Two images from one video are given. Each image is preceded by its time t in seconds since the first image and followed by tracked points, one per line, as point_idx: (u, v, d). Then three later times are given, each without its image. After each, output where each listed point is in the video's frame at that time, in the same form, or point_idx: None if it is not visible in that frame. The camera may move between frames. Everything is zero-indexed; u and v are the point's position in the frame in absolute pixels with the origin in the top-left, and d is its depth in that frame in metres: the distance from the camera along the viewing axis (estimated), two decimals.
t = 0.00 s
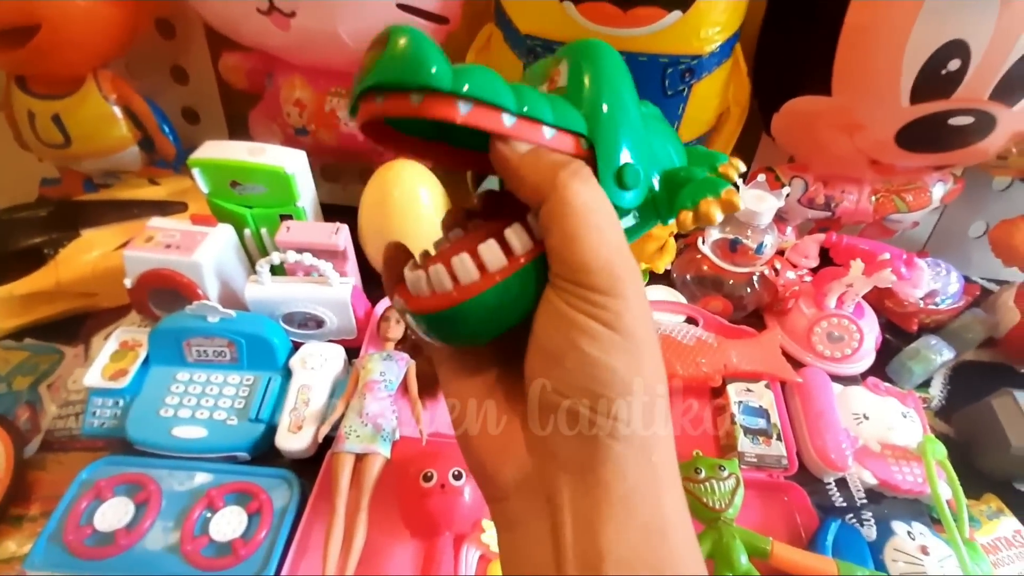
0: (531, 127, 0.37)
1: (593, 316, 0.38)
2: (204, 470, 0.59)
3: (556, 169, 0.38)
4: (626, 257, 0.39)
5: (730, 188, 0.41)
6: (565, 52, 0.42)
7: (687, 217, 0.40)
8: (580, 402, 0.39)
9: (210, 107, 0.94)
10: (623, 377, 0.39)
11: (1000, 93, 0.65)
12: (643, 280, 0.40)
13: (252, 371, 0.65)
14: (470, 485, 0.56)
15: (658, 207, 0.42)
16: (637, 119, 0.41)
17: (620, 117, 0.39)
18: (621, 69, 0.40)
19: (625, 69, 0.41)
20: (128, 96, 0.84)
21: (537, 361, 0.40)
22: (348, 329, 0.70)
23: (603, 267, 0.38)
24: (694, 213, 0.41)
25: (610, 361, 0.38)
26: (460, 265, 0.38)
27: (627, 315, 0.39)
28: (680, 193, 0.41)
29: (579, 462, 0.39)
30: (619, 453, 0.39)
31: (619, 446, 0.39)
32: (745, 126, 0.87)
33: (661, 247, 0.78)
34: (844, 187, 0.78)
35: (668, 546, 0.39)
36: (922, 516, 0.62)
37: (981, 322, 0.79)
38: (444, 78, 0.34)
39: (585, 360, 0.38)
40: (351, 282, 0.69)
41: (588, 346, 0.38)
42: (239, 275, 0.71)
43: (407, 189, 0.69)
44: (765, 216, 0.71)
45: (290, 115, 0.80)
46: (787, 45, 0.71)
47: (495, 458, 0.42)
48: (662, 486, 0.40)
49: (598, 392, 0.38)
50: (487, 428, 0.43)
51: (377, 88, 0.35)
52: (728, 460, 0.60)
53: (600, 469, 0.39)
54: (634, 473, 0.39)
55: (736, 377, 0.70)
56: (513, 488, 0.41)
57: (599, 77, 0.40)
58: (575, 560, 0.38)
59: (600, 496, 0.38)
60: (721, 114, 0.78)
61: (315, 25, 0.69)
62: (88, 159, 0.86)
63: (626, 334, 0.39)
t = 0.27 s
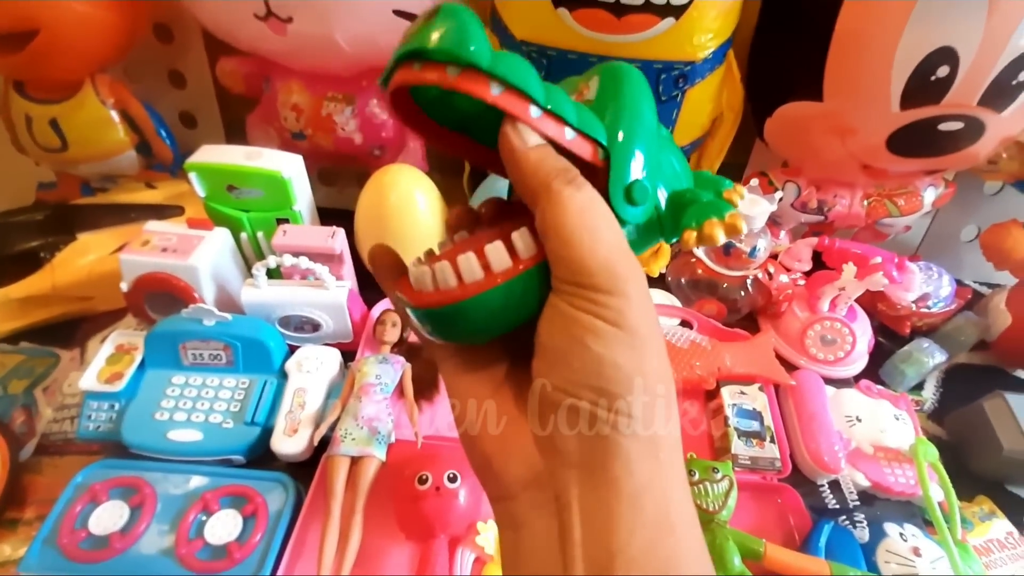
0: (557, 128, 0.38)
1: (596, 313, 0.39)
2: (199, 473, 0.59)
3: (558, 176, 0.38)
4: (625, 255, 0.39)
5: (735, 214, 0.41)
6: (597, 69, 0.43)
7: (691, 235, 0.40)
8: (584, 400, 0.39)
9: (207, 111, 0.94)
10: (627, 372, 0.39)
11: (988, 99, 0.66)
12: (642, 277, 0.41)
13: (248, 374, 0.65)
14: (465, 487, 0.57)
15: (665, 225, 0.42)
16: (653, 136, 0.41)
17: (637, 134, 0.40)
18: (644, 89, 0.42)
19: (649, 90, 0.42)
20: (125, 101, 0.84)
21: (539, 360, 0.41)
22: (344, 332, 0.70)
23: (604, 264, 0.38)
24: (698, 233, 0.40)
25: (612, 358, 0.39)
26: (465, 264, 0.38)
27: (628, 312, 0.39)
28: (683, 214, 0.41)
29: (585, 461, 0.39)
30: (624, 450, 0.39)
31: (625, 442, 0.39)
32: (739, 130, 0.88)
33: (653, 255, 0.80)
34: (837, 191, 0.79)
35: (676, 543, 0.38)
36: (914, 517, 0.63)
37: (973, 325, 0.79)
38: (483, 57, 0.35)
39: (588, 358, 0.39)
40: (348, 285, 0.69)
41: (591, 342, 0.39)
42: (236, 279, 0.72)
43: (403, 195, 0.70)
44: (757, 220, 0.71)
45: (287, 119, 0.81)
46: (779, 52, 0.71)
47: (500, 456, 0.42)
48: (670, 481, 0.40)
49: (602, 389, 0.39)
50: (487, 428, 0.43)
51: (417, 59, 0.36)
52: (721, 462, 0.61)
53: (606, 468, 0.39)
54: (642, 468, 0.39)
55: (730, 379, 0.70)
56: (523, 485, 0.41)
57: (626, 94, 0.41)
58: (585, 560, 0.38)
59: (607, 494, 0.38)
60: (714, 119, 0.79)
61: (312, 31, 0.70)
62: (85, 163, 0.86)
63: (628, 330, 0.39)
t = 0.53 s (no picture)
0: (532, 112, 0.37)
1: (572, 307, 0.38)
2: (196, 476, 0.59)
3: (527, 166, 0.38)
4: (597, 244, 0.39)
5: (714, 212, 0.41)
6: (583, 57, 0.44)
7: (669, 230, 0.40)
8: (568, 398, 0.38)
9: (205, 115, 0.95)
10: (607, 365, 0.38)
11: (978, 104, 0.67)
12: (618, 265, 0.40)
13: (245, 377, 0.66)
14: (462, 489, 0.57)
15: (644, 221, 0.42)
16: (636, 130, 0.41)
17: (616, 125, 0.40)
18: (628, 83, 0.42)
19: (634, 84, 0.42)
20: (124, 105, 0.85)
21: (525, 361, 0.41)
22: (342, 335, 0.70)
23: (575, 257, 0.38)
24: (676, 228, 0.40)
25: (589, 351, 0.38)
26: (436, 245, 0.38)
27: (604, 303, 0.38)
28: (663, 209, 0.41)
29: (576, 461, 0.39)
30: (614, 446, 0.38)
31: (614, 438, 0.38)
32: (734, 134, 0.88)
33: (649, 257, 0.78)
34: (830, 195, 0.79)
35: (680, 541, 0.37)
36: (909, 518, 0.63)
37: (966, 328, 0.80)
38: (484, 54, 0.35)
39: (565, 353, 0.38)
40: (345, 288, 0.70)
41: (570, 337, 0.38)
42: (234, 282, 0.72)
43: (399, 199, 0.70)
44: (752, 223, 0.72)
45: (285, 123, 0.81)
46: (773, 56, 0.72)
47: (498, 457, 0.43)
48: (670, 477, 0.38)
49: (584, 384, 0.38)
50: (488, 428, 0.43)
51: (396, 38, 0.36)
52: (717, 464, 0.62)
53: (597, 466, 0.38)
54: (636, 465, 0.38)
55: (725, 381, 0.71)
56: (520, 489, 0.41)
57: (610, 83, 0.41)
58: (581, 564, 0.37)
59: (601, 493, 0.37)
60: (709, 123, 0.79)
61: (310, 36, 0.70)
62: (83, 167, 0.86)
63: (607, 322, 0.38)
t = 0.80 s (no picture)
0: (524, 146, 0.36)
1: (557, 316, 0.39)
2: (192, 480, 0.59)
3: (518, 178, 0.38)
4: (584, 253, 0.39)
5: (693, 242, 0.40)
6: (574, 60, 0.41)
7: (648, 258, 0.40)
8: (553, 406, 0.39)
9: (202, 120, 0.95)
10: (591, 374, 0.39)
11: (968, 107, 0.67)
12: (606, 274, 0.40)
13: (241, 381, 0.66)
14: (457, 492, 0.57)
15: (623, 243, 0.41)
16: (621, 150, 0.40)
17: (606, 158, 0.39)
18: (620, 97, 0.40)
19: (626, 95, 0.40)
20: (120, 109, 0.85)
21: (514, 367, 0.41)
22: (338, 338, 0.71)
23: (561, 267, 0.38)
24: (654, 257, 0.39)
25: (575, 359, 0.38)
26: (424, 246, 0.38)
27: (590, 310, 0.39)
28: (645, 233, 0.40)
29: (560, 467, 0.39)
30: (596, 453, 0.39)
31: (596, 445, 0.39)
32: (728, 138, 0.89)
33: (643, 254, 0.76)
34: (823, 198, 0.80)
35: (658, 548, 0.37)
36: (903, 519, 0.63)
37: (959, 330, 0.81)
38: (476, 102, 0.34)
39: (551, 361, 0.39)
40: (341, 291, 0.70)
41: (555, 346, 0.39)
42: (229, 285, 0.72)
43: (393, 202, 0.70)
44: (746, 226, 0.73)
45: (281, 127, 0.81)
46: (765, 61, 0.73)
47: (490, 464, 0.44)
48: (652, 485, 0.39)
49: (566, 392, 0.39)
50: (487, 428, 0.45)
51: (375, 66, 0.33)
52: (712, 465, 0.62)
53: (578, 473, 0.38)
54: (618, 472, 0.38)
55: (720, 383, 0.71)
56: (510, 489, 0.42)
57: (605, 107, 0.39)
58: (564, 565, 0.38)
59: (581, 499, 0.38)
60: (703, 127, 0.80)
61: (306, 41, 0.71)
62: (79, 171, 0.86)
63: (591, 332, 0.39)
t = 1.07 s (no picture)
0: (555, 187, 0.36)
1: (605, 333, 0.39)
2: (189, 484, 0.59)
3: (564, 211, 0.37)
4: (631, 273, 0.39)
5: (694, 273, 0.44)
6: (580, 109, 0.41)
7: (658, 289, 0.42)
8: (600, 422, 0.39)
9: (200, 124, 0.95)
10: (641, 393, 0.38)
11: (961, 110, 0.68)
12: (650, 297, 0.41)
13: (238, 384, 0.66)
14: (455, 494, 0.57)
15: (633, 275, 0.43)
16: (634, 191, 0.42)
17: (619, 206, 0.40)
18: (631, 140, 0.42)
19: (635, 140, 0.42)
20: (118, 114, 0.85)
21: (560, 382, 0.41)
22: (335, 341, 0.71)
23: (612, 286, 0.38)
24: (664, 287, 0.42)
25: (625, 378, 0.38)
26: (462, 289, 0.36)
27: (638, 332, 0.39)
28: (650, 267, 0.43)
29: (605, 481, 0.39)
30: (643, 471, 0.39)
31: (642, 462, 0.39)
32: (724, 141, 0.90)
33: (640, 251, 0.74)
34: (819, 201, 0.80)
35: (702, 562, 0.38)
36: (900, 520, 0.63)
37: (955, 331, 0.81)
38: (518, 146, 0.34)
39: (601, 379, 0.38)
40: (338, 294, 0.70)
41: (605, 363, 0.38)
42: (227, 289, 0.72)
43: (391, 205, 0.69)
44: (742, 228, 0.73)
45: (278, 131, 0.82)
46: (760, 65, 0.73)
47: (531, 471, 0.43)
48: (694, 502, 0.39)
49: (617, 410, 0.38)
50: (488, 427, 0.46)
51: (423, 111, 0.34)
52: (709, 467, 0.62)
53: (625, 489, 0.38)
54: (665, 489, 0.38)
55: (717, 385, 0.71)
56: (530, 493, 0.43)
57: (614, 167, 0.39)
58: None
59: (630, 516, 0.38)
60: (699, 131, 0.80)
61: (304, 45, 0.71)
62: (77, 175, 0.87)
63: (640, 350, 0.39)
